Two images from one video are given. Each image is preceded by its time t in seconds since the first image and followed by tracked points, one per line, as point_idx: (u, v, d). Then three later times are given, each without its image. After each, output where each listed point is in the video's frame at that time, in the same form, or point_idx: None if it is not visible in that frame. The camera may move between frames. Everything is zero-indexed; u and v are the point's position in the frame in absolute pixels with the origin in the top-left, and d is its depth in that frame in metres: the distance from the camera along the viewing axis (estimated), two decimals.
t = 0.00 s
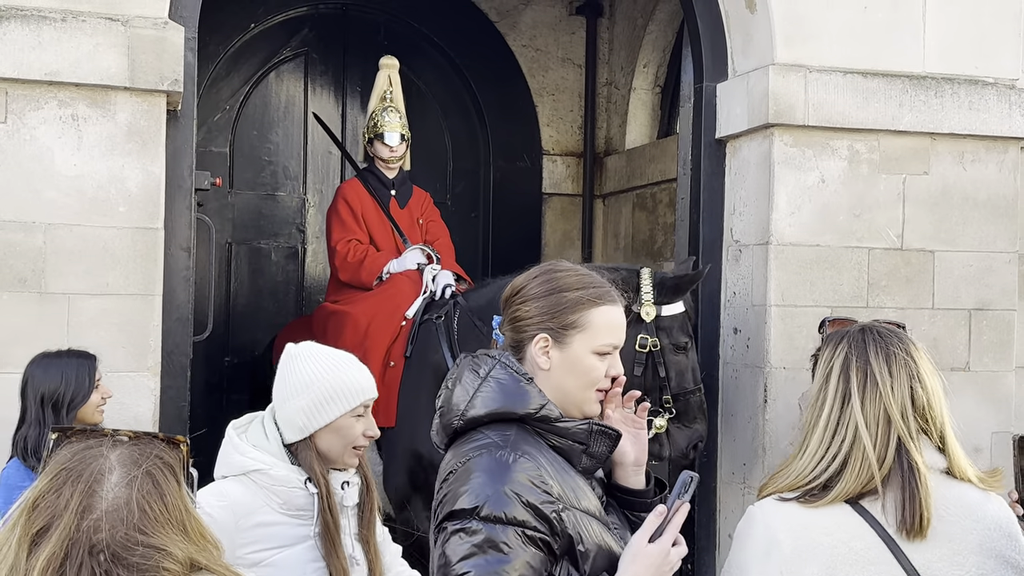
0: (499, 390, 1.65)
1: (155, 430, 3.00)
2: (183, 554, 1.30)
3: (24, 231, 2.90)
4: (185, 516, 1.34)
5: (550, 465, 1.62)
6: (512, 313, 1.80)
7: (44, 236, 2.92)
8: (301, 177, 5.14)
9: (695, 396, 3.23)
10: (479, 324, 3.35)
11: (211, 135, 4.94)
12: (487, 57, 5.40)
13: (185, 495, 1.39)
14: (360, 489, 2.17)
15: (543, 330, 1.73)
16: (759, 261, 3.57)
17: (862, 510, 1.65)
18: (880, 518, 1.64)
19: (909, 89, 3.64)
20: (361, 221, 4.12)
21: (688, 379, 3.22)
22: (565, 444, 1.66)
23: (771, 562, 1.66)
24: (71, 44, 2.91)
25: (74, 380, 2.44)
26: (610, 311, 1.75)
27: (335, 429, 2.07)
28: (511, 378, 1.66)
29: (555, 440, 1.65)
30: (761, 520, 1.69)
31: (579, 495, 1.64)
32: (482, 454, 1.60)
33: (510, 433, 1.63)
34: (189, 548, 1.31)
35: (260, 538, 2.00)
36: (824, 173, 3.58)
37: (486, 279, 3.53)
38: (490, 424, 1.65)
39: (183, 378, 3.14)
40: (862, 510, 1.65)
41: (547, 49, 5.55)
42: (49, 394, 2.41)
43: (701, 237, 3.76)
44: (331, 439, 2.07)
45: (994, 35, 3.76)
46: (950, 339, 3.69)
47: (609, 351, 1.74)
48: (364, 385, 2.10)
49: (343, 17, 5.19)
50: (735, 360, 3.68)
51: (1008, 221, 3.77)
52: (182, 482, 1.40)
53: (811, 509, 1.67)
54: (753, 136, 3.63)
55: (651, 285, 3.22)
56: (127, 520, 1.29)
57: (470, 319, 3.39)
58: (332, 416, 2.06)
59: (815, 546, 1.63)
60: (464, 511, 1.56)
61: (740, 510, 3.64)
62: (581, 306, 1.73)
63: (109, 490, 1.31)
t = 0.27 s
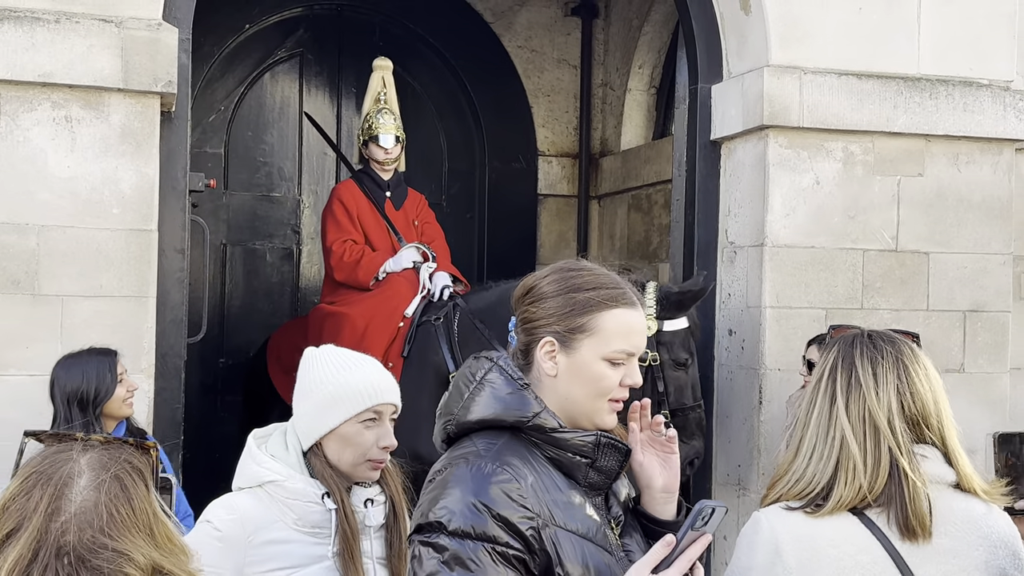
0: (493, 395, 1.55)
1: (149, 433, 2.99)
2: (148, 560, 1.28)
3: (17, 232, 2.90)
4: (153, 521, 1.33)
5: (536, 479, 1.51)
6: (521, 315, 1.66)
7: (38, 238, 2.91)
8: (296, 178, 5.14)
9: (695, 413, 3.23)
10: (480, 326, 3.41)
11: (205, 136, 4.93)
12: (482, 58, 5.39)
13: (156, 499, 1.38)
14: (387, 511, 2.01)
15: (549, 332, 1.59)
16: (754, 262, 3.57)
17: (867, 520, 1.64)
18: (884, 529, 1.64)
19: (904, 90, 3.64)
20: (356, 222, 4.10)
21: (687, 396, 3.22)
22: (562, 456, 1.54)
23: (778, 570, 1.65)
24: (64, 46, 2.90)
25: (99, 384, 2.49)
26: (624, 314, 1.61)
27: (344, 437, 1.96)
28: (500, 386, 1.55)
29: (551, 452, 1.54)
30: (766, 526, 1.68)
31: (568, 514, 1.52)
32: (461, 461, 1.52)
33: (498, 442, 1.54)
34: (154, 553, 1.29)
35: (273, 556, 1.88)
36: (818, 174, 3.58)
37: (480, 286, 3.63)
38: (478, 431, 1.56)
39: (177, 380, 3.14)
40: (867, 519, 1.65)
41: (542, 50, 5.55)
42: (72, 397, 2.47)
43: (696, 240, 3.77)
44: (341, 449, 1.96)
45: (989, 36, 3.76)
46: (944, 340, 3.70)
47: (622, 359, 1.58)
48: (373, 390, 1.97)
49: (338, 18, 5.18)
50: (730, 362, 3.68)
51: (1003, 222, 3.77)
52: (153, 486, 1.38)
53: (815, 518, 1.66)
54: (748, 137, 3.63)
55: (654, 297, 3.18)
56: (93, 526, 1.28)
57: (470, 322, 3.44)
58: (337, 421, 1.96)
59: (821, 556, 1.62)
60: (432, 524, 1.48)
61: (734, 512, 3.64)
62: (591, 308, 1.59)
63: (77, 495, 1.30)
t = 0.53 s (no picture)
0: (527, 410, 1.45)
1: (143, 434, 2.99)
2: (100, 563, 1.28)
3: (11, 234, 2.89)
4: (108, 524, 1.32)
5: (561, 499, 1.41)
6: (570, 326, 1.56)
7: (31, 239, 2.90)
8: (291, 179, 5.13)
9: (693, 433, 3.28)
10: (480, 329, 3.34)
11: (200, 136, 4.93)
12: (477, 58, 5.39)
13: (111, 501, 1.37)
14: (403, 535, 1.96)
15: (597, 347, 1.49)
16: (749, 264, 3.57)
17: (812, 508, 1.75)
18: (827, 518, 1.74)
19: (898, 92, 3.65)
20: (354, 222, 4.10)
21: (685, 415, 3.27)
22: (595, 475, 1.43)
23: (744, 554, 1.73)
24: (58, 47, 2.89)
25: (83, 380, 2.63)
26: (680, 331, 1.48)
27: (361, 457, 1.85)
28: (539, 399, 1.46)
29: (586, 472, 1.43)
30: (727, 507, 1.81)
31: (596, 539, 1.40)
32: (486, 475, 1.42)
33: (526, 458, 1.44)
34: (108, 557, 1.29)
35: None
36: (813, 176, 3.58)
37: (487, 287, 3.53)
38: (508, 445, 1.46)
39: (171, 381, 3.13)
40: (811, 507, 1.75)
41: (537, 51, 5.54)
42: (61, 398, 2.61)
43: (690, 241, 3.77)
44: (358, 470, 1.85)
45: (983, 38, 3.77)
46: (938, 341, 3.70)
47: (676, 381, 1.47)
48: (390, 405, 1.86)
49: (333, 18, 5.18)
50: (724, 363, 3.68)
51: (997, 224, 3.78)
52: (108, 489, 1.38)
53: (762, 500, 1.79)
54: (742, 138, 3.63)
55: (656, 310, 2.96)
56: (46, 527, 1.27)
57: (472, 324, 3.37)
58: (354, 441, 1.84)
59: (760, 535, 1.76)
60: (447, 542, 1.39)
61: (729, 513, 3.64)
62: (645, 324, 1.47)
63: (30, 497, 1.29)
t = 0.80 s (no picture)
0: (631, 441, 1.50)
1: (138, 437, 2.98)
2: (64, 566, 1.37)
3: (4, 236, 2.88)
4: (73, 526, 1.40)
5: (666, 534, 1.46)
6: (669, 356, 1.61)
7: (25, 242, 2.89)
8: (284, 180, 5.12)
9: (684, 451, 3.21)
10: (479, 332, 3.42)
11: (193, 137, 4.92)
12: (471, 59, 5.38)
13: (77, 505, 1.45)
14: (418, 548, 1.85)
15: (701, 378, 1.55)
16: (743, 266, 3.57)
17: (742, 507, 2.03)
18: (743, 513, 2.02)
19: (892, 95, 3.66)
20: (352, 224, 4.08)
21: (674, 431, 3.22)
22: (699, 512, 1.48)
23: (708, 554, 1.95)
24: (51, 49, 2.88)
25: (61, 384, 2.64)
26: (784, 358, 1.55)
27: (391, 472, 1.67)
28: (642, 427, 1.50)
29: (690, 507, 1.48)
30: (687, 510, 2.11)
31: None
32: (586, 509, 1.47)
33: (629, 489, 1.49)
34: (68, 558, 1.38)
35: None
36: (807, 178, 3.59)
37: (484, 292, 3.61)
38: (608, 475, 1.51)
39: (165, 384, 3.12)
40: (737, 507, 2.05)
41: (531, 52, 5.54)
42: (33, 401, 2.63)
43: (685, 243, 3.77)
44: (387, 487, 1.67)
45: (977, 41, 3.78)
46: (932, 344, 3.71)
47: (783, 409, 1.53)
48: (424, 414, 1.69)
49: (327, 19, 5.17)
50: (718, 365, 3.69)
51: (990, 226, 3.79)
52: (74, 491, 1.46)
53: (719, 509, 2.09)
54: (737, 141, 3.64)
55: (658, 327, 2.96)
56: (10, 528, 1.35)
57: (472, 328, 3.44)
58: (381, 456, 1.65)
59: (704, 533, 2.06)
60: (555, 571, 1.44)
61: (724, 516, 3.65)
62: (749, 351, 1.54)
63: None
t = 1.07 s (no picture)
0: (767, 452, 1.33)
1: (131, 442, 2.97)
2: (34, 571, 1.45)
3: None
4: (45, 534, 1.49)
5: (831, 554, 1.29)
6: (784, 364, 1.51)
7: (17, 246, 2.88)
8: (277, 181, 5.10)
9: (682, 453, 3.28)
10: (476, 335, 3.53)
11: (186, 139, 4.91)
12: (464, 61, 5.38)
13: (54, 515, 1.54)
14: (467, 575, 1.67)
15: (835, 388, 1.46)
16: (737, 270, 3.58)
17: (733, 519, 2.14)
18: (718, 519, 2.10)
19: (885, 98, 3.66)
20: (348, 225, 4.03)
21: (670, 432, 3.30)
22: (850, 529, 1.34)
23: None
24: (44, 52, 2.87)
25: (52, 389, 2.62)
26: (914, 360, 1.49)
27: (447, 507, 1.45)
28: (772, 439, 1.34)
29: (840, 524, 1.33)
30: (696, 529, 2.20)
31: None
32: (745, 534, 1.28)
33: (780, 510, 1.31)
34: (40, 564, 1.46)
35: None
36: (801, 181, 3.59)
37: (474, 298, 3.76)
38: (751, 496, 1.32)
39: (158, 388, 3.11)
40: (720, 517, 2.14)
41: (524, 54, 5.53)
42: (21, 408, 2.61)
43: (679, 246, 3.78)
44: (441, 522, 1.46)
45: (969, 45, 3.79)
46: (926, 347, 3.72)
47: (917, 414, 1.48)
48: (482, 441, 1.47)
49: (320, 20, 5.16)
50: (712, 368, 3.69)
51: (983, 229, 3.80)
52: (49, 502, 1.56)
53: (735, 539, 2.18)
54: (731, 144, 3.64)
55: (654, 331, 3.33)
56: None
57: (468, 332, 3.53)
58: (438, 489, 1.43)
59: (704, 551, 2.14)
60: None
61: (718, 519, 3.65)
62: (884, 356, 1.47)
63: None
